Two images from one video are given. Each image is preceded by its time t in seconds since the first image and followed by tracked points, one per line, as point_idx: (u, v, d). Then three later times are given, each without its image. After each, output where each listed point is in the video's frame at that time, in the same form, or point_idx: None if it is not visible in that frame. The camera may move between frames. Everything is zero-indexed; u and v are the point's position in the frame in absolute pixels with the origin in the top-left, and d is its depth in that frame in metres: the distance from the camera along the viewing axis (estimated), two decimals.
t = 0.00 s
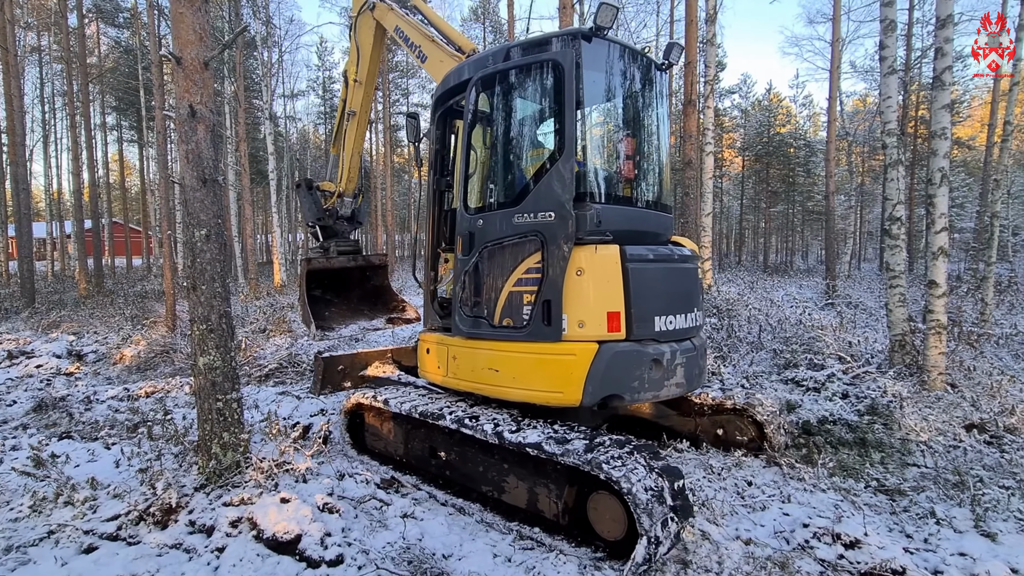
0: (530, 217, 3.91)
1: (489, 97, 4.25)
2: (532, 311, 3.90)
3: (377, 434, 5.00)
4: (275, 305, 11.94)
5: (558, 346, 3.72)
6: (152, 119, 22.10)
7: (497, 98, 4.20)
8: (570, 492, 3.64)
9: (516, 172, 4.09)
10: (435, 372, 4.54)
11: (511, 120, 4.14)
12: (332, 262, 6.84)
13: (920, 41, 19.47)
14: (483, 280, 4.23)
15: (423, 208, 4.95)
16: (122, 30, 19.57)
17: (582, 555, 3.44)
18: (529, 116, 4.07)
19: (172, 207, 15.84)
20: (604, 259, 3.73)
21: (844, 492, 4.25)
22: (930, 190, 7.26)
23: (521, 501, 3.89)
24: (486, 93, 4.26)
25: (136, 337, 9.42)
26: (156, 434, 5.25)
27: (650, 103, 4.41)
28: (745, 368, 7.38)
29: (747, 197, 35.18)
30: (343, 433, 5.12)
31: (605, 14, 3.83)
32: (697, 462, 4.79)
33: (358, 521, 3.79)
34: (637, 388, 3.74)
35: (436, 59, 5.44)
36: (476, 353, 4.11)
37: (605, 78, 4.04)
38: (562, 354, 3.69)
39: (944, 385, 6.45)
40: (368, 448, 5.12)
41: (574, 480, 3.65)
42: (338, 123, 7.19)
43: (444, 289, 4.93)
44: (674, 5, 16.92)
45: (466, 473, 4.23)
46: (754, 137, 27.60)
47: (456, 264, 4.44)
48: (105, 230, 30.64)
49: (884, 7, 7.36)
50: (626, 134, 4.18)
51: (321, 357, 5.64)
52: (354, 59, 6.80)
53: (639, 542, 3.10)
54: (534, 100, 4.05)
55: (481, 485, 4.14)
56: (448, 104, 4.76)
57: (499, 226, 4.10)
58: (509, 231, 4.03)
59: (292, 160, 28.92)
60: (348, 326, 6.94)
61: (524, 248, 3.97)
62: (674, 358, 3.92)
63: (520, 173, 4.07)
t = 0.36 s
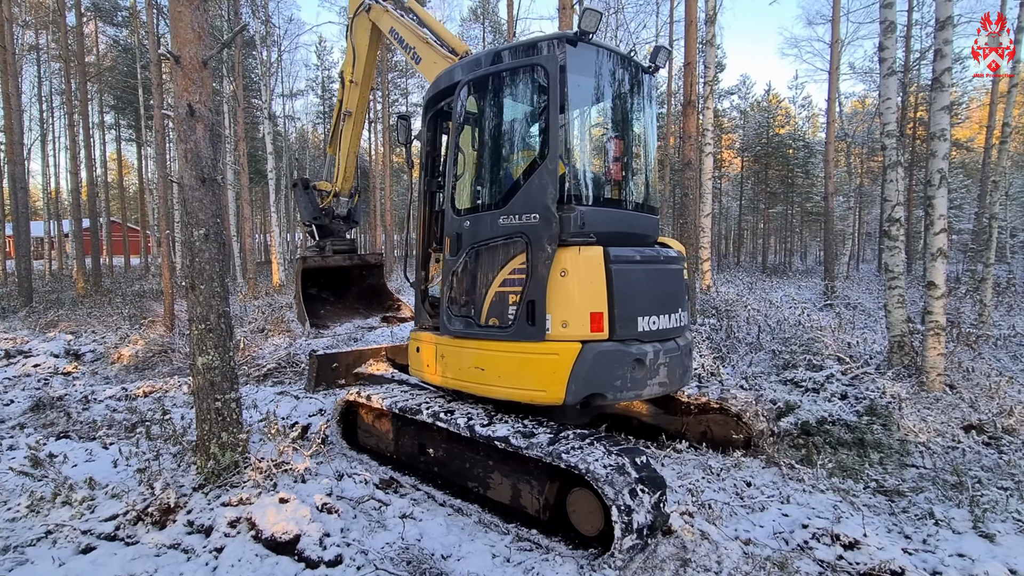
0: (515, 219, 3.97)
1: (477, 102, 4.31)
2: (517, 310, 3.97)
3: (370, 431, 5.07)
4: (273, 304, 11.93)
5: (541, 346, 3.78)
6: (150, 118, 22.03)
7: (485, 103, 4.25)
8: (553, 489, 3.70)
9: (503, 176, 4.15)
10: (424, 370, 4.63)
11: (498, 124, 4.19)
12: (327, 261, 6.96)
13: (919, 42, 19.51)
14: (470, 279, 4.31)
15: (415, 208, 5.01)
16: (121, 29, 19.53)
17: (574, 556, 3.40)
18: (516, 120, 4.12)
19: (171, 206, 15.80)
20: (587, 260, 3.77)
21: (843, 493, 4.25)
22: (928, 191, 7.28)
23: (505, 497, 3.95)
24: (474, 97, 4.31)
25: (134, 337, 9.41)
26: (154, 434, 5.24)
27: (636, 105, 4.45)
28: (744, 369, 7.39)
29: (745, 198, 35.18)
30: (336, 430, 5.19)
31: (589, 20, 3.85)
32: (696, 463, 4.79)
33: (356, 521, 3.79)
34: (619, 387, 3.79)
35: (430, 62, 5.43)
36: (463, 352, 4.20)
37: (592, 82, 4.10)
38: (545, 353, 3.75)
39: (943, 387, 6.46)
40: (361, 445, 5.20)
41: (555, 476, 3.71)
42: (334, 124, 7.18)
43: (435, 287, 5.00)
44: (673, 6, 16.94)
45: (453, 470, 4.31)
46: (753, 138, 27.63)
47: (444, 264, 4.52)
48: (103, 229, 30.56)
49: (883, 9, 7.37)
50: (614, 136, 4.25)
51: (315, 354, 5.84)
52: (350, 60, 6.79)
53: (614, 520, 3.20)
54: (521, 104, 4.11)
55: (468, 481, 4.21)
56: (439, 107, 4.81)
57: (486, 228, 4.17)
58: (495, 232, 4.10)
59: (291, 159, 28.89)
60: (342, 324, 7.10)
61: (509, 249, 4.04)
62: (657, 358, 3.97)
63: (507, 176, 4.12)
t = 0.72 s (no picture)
0: (501, 222, 4.02)
1: (465, 105, 4.32)
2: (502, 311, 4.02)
3: (359, 428, 5.14)
4: (270, 305, 11.91)
5: (524, 347, 3.83)
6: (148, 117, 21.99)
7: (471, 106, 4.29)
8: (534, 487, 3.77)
9: (488, 178, 4.18)
10: (411, 368, 4.68)
11: (483, 128, 4.22)
12: (324, 260, 7.07)
13: (916, 45, 19.58)
14: (457, 281, 4.35)
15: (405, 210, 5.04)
16: (118, 28, 19.47)
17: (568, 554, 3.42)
18: (501, 123, 4.15)
19: (168, 205, 15.74)
20: (570, 263, 3.82)
21: (839, 495, 4.27)
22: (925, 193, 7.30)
23: (487, 494, 4.03)
24: (461, 101, 4.35)
25: (131, 337, 9.38)
26: (150, 435, 5.22)
27: (619, 111, 4.52)
28: (741, 370, 7.39)
29: (743, 200, 35.26)
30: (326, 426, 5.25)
31: (572, 27, 3.91)
32: (692, 465, 4.79)
33: (353, 523, 3.78)
34: (601, 387, 3.85)
35: (425, 63, 5.42)
36: (448, 352, 4.25)
37: (577, 87, 4.18)
38: (529, 354, 3.80)
39: (940, 388, 6.48)
40: (351, 442, 5.26)
41: (536, 474, 3.80)
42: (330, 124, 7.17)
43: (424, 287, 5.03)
44: (672, 8, 16.95)
45: (438, 468, 4.38)
46: (751, 140, 27.67)
47: (432, 264, 4.56)
48: (100, 229, 30.46)
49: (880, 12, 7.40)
50: (600, 140, 4.38)
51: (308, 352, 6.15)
52: (346, 60, 6.78)
53: (580, 497, 3.38)
54: (506, 108, 4.13)
55: (453, 479, 4.28)
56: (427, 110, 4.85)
57: (473, 231, 4.21)
58: (482, 235, 4.14)
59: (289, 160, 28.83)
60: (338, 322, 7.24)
61: (495, 251, 4.09)
62: (639, 359, 4.02)
63: (492, 179, 4.16)
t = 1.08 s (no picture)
0: (485, 224, 4.05)
1: (454, 108, 4.36)
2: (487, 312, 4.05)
3: (351, 425, 5.20)
4: (267, 305, 11.90)
5: (509, 347, 3.86)
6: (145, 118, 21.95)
7: (459, 110, 4.33)
8: (517, 484, 3.82)
9: (473, 180, 4.21)
10: (402, 367, 4.74)
11: (470, 131, 4.26)
12: (319, 259, 7.01)
13: (913, 46, 19.65)
14: (445, 281, 4.39)
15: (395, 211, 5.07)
16: (116, 28, 19.44)
17: (564, 554, 3.41)
18: (487, 126, 4.19)
19: (166, 205, 15.69)
20: (554, 264, 3.84)
21: (837, 496, 4.27)
22: (922, 195, 7.32)
23: (472, 490, 4.09)
24: (450, 104, 4.39)
25: (128, 337, 9.37)
26: (147, 435, 5.21)
27: (606, 117, 4.57)
28: (739, 371, 7.41)
29: (740, 201, 35.34)
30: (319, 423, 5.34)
31: (557, 32, 3.95)
32: (690, 465, 4.79)
33: (351, 523, 3.78)
34: (585, 386, 3.87)
35: (418, 67, 5.43)
36: (436, 352, 4.29)
37: (564, 93, 4.22)
38: (513, 354, 3.83)
39: (936, 389, 6.51)
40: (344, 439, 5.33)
41: (519, 471, 3.84)
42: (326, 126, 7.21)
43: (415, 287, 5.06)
44: (670, 9, 16.97)
45: (425, 465, 4.45)
46: (748, 141, 27.72)
47: (421, 265, 4.60)
48: (98, 229, 30.41)
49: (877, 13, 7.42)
50: (588, 143, 4.43)
51: (301, 351, 6.49)
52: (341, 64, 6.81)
53: (548, 477, 3.49)
54: (493, 112, 4.17)
55: (440, 475, 4.34)
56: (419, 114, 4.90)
57: (459, 232, 4.24)
58: (467, 236, 4.18)
59: (287, 160, 28.80)
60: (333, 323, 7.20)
61: (481, 252, 4.12)
62: (623, 358, 4.05)
63: (477, 181, 4.19)
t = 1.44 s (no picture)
0: (473, 228, 4.09)
1: (446, 113, 4.38)
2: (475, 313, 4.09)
3: (345, 423, 5.31)
4: (266, 307, 11.89)
5: (496, 347, 3.91)
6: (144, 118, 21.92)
7: (449, 115, 4.36)
8: (501, 482, 3.92)
9: (463, 184, 4.25)
10: (392, 366, 4.81)
11: (461, 136, 4.29)
12: (316, 260, 7.01)
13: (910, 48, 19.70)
14: (435, 282, 4.43)
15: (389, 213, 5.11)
16: (114, 29, 19.44)
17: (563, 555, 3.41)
18: (477, 131, 4.22)
19: (165, 206, 15.65)
20: (540, 266, 3.88)
21: (836, 497, 4.28)
22: (919, 196, 7.33)
23: (461, 488, 4.19)
24: (441, 109, 4.42)
25: (126, 339, 9.35)
26: (146, 437, 5.20)
27: (596, 123, 4.61)
28: (737, 372, 7.41)
29: (739, 203, 35.38)
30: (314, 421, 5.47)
31: (544, 41, 3.98)
32: (690, 466, 4.79)
33: (350, 525, 3.77)
34: (569, 387, 3.91)
35: (414, 71, 5.44)
36: (425, 352, 4.35)
37: (554, 99, 4.25)
38: (500, 354, 3.88)
39: (934, 390, 6.52)
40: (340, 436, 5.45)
41: (504, 469, 3.93)
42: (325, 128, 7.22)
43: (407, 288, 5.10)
44: (668, 10, 16.98)
45: (417, 463, 4.56)
46: (747, 142, 27.75)
47: (412, 267, 4.65)
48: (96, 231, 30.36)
49: (875, 15, 7.44)
50: (579, 148, 4.46)
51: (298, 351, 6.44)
52: (340, 66, 6.82)
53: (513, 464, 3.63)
54: (483, 118, 4.20)
55: (430, 473, 4.45)
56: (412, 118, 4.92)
57: (449, 235, 4.28)
58: (457, 239, 4.22)
59: (285, 161, 28.78)
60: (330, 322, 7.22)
61: (469, 255, 4.16)
62: (609, 360, 4.09)
63: (466, 186, 4.23)
